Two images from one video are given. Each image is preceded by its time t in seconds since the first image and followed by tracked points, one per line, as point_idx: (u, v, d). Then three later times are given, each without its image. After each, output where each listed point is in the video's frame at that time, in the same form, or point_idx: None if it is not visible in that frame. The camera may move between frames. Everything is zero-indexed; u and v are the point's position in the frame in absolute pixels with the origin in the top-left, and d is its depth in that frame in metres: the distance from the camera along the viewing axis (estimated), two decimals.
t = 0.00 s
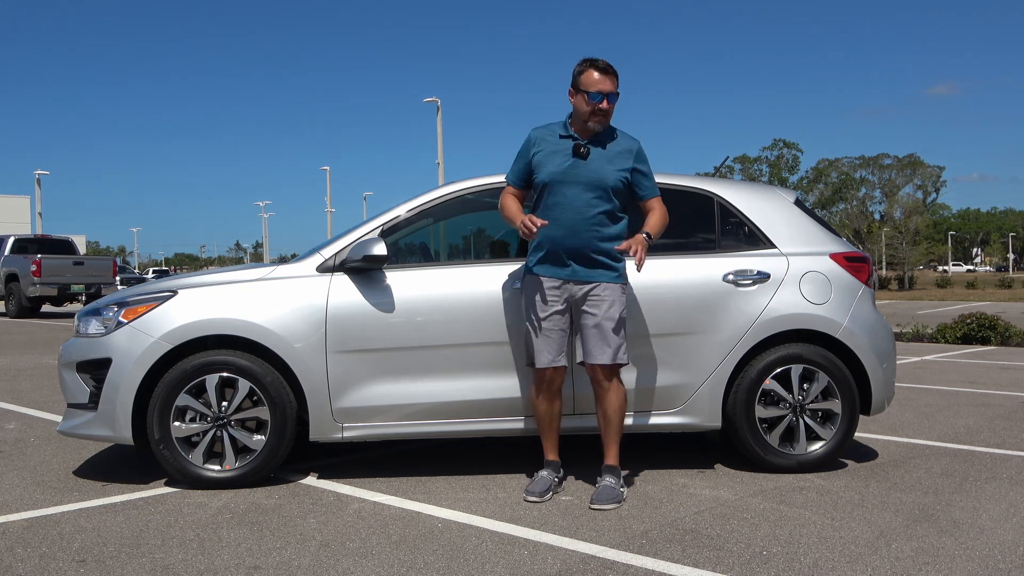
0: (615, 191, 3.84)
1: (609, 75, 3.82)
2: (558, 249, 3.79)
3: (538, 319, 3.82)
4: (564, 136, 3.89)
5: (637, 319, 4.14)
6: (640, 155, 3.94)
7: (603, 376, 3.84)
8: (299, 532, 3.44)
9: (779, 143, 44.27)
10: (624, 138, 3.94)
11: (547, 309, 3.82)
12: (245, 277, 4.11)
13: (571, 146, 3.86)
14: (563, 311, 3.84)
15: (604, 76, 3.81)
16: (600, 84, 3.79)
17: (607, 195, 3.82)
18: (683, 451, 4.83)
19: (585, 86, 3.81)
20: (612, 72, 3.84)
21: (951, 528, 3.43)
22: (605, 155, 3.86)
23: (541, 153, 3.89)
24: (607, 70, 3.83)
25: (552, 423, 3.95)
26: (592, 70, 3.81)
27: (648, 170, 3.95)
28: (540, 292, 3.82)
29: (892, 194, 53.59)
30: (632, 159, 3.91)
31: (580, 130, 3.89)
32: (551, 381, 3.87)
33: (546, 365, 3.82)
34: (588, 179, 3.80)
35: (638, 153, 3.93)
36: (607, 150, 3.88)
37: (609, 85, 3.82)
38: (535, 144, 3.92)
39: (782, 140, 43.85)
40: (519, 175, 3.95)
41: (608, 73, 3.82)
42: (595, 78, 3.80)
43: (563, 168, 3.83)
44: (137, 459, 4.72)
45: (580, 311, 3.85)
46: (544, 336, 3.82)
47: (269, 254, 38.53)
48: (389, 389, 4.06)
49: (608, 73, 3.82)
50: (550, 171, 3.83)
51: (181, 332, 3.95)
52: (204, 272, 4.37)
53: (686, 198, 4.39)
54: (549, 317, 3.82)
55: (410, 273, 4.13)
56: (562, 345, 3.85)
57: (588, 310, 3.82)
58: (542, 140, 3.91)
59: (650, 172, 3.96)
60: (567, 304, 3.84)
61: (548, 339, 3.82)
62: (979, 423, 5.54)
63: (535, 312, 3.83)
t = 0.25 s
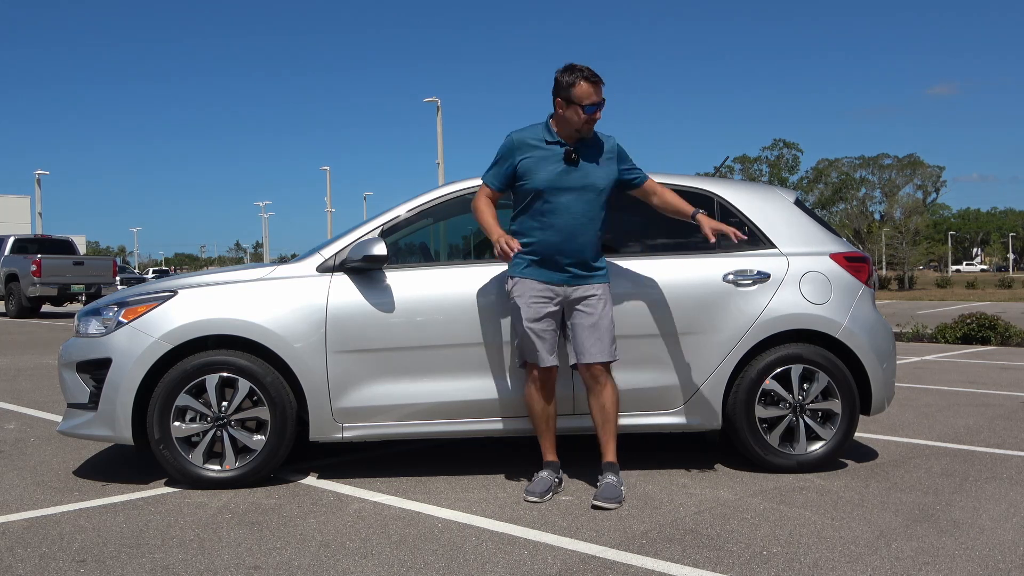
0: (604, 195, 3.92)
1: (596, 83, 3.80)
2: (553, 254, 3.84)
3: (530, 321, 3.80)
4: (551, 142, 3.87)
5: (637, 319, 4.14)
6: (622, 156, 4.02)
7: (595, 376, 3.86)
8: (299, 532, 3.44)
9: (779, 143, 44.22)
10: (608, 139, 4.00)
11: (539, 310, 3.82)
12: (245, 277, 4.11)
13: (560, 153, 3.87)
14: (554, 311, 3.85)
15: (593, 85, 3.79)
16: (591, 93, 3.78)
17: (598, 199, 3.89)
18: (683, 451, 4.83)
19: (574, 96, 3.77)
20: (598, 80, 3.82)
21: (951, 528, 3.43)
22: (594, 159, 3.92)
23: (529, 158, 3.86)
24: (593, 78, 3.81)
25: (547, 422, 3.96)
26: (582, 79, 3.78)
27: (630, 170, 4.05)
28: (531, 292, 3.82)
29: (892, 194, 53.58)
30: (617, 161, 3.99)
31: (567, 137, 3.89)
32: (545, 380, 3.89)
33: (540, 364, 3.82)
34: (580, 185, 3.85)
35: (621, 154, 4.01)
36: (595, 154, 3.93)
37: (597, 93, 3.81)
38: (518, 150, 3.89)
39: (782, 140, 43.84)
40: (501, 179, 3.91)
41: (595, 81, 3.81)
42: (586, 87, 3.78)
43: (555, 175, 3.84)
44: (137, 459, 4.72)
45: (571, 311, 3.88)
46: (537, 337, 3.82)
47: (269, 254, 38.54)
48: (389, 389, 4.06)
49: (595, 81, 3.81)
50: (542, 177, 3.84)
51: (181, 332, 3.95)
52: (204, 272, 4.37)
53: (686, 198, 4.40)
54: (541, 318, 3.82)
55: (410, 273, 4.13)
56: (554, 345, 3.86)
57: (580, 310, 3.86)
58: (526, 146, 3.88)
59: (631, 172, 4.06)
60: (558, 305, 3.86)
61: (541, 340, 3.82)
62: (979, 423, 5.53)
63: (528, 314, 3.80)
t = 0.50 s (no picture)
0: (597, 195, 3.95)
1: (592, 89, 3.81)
2: (554, 255, 3.84)
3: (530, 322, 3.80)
4: (546, 145, 3.85)
5: (637, 320, 4.14)
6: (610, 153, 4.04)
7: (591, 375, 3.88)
8: (299, 532, 3.44)
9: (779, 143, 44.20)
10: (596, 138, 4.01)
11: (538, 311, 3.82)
12: (245, 277, 4.11)
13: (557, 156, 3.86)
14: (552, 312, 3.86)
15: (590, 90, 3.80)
16: (588, 99, 3.79)
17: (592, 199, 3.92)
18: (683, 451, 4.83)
19: (573, 102, 3.77)
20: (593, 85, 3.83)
21: (951, 528, 3.43)
22: (587, 159, 3.92)
23: (526, 163, 3.84)
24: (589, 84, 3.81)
25: (546, 421, 3.96)
26: (581, 86, 3.78)
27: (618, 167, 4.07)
28: (530, 292, 3.82)
29: (892, 194, 53.58)
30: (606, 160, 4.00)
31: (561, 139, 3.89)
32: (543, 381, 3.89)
33: (540, 364, 3.83)
34: (576, 186, 3.86)
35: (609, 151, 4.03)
36: (587, 154, 3.93)
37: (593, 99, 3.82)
38: (512, 154, 3.85)
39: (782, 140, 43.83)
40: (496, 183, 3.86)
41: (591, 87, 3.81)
42: (583, 93, 3.78)
43: (553, 178, 3.83)
44: (137, 459, 4.72)
45: (568, 311, 3.90)
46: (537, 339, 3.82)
47: (269, 254, 38.55)
48: (389, 389, 4.06)
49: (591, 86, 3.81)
50: (540, 181, 3.83)
51: (181, 332, 3.95)
52: (204, 271, 4.36)
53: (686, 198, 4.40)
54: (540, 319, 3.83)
55: (410, 273, 4.13)
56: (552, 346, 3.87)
57: (576, 311, 3.89)
58: (521, 150, 3.85)
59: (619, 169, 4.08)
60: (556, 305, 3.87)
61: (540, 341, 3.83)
62: (979, 423, 5.53)
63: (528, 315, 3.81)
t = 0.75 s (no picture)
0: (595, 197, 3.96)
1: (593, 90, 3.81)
2: (553, 256, 3.84)
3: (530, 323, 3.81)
4: (545, 146, 3.85)
5: (637, 320, 4.14)
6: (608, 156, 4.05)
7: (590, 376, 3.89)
8: (299, 532, 3.44)
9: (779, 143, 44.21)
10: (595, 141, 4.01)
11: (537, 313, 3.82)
12: (245, 277, 4.11)
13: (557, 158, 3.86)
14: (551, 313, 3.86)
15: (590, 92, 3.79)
16: (589, 100, 3.79)
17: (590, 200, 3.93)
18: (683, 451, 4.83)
19: (574, 103, 3.76)
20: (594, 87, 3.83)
21: (951, 528, 3.43)
22: (586, 161, 3.93)
23: (526, 162, 3.83)
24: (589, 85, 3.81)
25: (547, 421, 3.96)
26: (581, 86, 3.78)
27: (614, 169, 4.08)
28: (530, 293, 3.81)
29: (892, 194, 53.57)
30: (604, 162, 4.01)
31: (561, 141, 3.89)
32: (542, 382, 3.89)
33: (540, 365, 3.83)
34: (575, 188, 3.87)
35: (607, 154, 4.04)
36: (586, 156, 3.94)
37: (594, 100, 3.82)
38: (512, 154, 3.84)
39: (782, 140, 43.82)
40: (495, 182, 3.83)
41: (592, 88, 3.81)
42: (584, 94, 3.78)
43: (553, 179, 3.84)
44: (137, 459, 4.72)
45: (567, 312, 3.90)
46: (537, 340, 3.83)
47: (269, 254, 38.57)
48: (389, 389, 4.06)
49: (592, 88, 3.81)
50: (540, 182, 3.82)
51: (181, 332, 3.95)
52: (204, 271, 4.36)
53: (686, 198, 4.40)
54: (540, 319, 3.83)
55: (410, 273, 4.13)
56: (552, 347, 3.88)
57: (575, 312, 3.89)
58: (521, 150, 3.84)
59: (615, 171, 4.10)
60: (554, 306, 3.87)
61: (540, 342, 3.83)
62: (979, 423, 5.53)
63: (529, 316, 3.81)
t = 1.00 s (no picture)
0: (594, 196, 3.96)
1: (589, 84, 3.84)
2: (552, 254, 3.84)
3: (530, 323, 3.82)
4: (545, 142, 3.87)
5: (637, 319, 4.14)
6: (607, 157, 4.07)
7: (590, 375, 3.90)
8: (299, 532, 3.44)
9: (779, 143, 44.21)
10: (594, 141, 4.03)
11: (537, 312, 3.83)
12: (245, 277, 4.12)
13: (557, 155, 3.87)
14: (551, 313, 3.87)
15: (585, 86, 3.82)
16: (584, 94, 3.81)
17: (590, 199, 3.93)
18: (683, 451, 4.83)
19: (568, 95, 3.80)
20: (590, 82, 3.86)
21: (951, 528, 3.43)
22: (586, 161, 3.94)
23: (527, 159, 3.84)
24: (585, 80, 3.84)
25: (547, 421, 3.96)
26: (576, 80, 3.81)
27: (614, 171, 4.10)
28: (531, 293, 3.81)
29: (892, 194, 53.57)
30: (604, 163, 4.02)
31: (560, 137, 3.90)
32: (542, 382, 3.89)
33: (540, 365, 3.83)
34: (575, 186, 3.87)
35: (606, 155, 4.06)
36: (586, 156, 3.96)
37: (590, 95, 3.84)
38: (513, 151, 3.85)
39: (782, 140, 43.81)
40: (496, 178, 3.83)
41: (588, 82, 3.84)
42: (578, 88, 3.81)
43: (553, 175, 3.84)
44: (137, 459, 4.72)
45: (566, 312, 3.90)
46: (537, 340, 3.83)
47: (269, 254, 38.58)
48: (389, 389, 4.06)
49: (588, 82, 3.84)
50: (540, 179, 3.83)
51: (181, 332, 3.95)
52: (204, 271, 4.37)
53: (686, 198, 4.40)
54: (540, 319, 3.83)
55: (410, 273, 4.13)
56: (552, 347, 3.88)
57: (575, 312, 3.90)
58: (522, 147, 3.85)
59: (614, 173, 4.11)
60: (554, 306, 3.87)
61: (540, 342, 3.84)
62: (979, 423, 5.53)
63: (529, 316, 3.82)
